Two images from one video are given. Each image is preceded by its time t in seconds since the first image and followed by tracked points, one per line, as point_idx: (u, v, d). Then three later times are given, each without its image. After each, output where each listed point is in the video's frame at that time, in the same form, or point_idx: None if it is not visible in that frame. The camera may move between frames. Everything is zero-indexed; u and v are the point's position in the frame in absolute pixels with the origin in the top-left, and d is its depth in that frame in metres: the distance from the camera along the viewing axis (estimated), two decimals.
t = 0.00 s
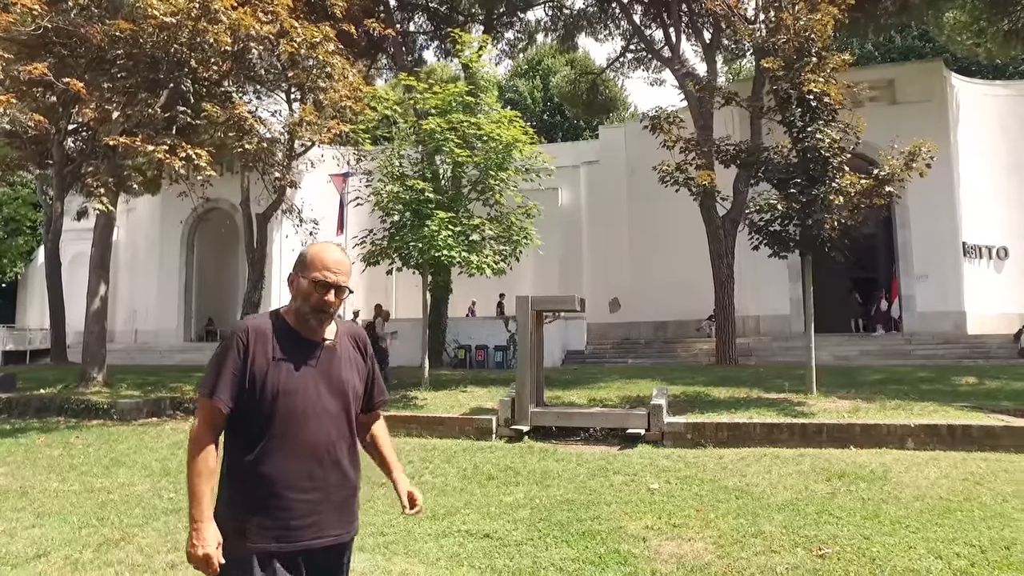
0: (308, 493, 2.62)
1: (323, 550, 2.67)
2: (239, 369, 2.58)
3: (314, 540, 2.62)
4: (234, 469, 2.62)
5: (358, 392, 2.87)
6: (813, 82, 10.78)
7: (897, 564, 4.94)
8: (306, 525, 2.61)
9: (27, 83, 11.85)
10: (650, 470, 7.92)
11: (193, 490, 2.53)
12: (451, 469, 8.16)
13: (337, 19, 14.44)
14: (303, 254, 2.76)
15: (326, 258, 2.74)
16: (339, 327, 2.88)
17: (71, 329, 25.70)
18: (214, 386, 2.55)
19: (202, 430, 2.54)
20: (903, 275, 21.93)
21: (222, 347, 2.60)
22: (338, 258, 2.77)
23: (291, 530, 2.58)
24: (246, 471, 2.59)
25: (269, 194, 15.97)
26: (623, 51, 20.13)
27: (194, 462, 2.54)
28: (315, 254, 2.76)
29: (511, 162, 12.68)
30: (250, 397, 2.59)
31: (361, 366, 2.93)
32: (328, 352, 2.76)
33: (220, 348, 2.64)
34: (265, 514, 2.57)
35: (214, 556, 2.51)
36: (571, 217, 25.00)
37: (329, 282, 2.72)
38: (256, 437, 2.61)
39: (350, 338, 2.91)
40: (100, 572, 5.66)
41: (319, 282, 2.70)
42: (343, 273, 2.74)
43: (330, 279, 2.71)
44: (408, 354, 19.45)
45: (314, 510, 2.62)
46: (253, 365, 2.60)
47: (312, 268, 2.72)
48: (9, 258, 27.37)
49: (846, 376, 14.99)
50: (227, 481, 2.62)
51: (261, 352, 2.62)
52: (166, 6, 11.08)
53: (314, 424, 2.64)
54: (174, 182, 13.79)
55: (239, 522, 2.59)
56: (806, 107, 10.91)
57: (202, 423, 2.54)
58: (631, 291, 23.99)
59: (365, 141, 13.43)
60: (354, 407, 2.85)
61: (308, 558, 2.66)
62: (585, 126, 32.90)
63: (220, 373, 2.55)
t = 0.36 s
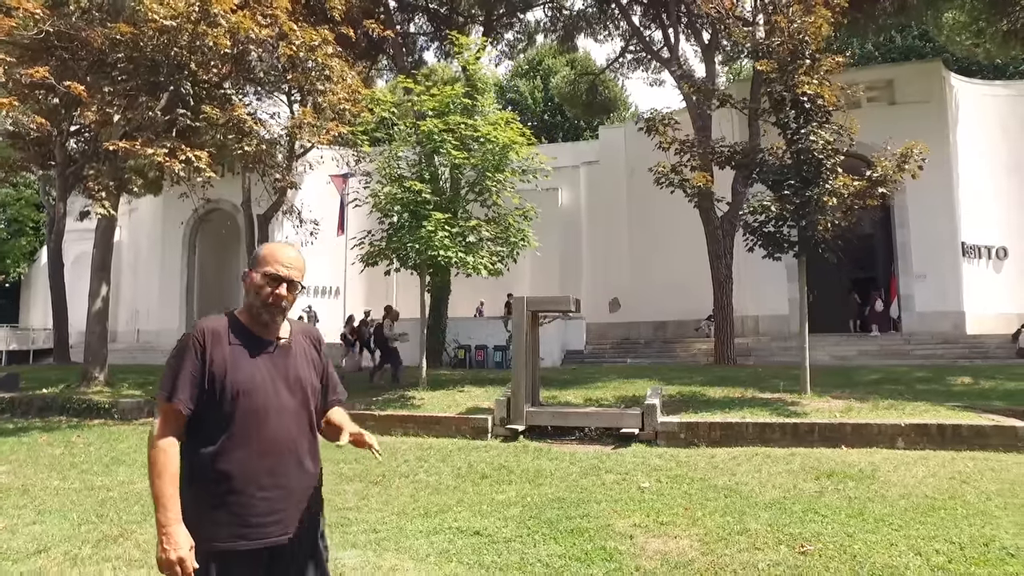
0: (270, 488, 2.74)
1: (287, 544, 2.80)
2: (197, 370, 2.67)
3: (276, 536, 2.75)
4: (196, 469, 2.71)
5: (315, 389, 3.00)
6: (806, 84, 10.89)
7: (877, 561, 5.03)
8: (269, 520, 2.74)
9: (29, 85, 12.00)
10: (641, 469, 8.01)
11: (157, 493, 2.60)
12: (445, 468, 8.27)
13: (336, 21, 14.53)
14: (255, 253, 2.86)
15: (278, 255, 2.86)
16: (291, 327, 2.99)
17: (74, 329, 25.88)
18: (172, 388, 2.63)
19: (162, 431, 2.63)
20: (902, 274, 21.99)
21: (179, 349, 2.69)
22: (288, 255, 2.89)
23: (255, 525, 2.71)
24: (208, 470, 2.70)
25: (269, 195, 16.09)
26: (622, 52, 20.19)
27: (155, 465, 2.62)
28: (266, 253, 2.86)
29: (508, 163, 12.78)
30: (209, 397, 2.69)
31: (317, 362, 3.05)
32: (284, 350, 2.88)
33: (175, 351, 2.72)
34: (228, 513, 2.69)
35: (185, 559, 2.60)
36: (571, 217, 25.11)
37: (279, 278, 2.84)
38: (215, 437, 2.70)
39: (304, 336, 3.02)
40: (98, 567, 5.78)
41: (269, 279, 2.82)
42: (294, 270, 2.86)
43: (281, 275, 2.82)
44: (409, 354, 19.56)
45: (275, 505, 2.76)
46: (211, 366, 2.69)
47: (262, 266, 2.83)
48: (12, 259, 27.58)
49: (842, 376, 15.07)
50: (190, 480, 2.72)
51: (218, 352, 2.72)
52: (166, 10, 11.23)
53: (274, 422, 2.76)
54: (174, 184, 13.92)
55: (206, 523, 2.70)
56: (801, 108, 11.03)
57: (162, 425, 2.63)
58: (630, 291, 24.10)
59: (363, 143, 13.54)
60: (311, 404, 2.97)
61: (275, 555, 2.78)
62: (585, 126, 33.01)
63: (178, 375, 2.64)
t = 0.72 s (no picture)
0: (253, 479, 2.86)
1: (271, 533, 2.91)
2: (177, 370, 2.75)
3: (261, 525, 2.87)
4: (181, 465, 2.80)
5: (291, 381, 3.12)
6: (804, 84, 10.98)
7: (865, 556, 5.10)
8: (254, 510, 2.86)
9: (36, 88, 12.16)
10: (638, 467, 8.09)
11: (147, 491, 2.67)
12: (444, 466, 8.36)
13: (338, 23, 14.61)
14: (222, 252, 2.98)
15: (243, 252, 2.98)
16: (263, 323, 3.12)
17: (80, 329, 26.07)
18: (153, 388, 2.71)
19: (148, 431, 2.70)
20: (904, 274, 22.00)
21: (157, 349, 2.77)
22: (254, 253, 3.01)
23: (241, 515, 2.82)
24: (192, 465, 2.79)
25: (273, 195, 16.21)
26: (624, 52, 20.23)
27: (143, 464, 2.68)
28: (232, 252, 2.98)
29: (508, 163, 12.89)
30: (190, 394, 2.79)
31: (292, 356, 3.17)
32: (259, 344, 2.99)
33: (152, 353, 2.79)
34: (216, 504, 2.79)
35: (182, 551, 2.69)
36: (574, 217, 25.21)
37: (245, 273, 2.96)
38: (198, 432, 2.80)
39: (277, 330, 3.14)
40: (102, 561, 5.90)
41: (236, 276, 2.94)
42: (259, 265, 2.99)
43: (249, 270, 2.95)
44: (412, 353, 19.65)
45: (259, 495, 2.88)
46: (190, 364, 2.79)
47: (229, 264, 2.95)
48: (20, 259, 27.80)
49: (843, 374, 15.12)
50: (176, 476, 2.80)
51: (196, 351, 2.82)
52: (170, 14, 11.36)
53: (253, 415, 2.88)
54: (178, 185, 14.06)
55: (195, 515, 2.79)
56: (799, 109, 11.09)
57: (148, 424, 2.71)
58: (633, 290, 24.16)
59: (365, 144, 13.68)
60: (289, 395, 3.09)
61: (260, 545, 2.89)
62: (588, 126, 33.10)
63: (160, 375, 2.72)
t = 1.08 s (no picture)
0: (254, 472, 2.91)
1: (269, 527, 2.97)
2: (177, 370, 2.83)
3: (258, 519, 2.92)
4: (184, 460, 2.87)
5: (296, 377, 3.15)
6: (810, 83, 11.01)
7: (868, 554, 5.11)
8: (253, 503, 2.91)
9: (48, 91, 12.30)
10: (643, 465, 8.11)
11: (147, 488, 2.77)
12: (450, 464, 8.42)
13: (346, 23, 14.66)
14: (220, 253, 3.03)
15: (239, 253, 3.01)
16: (268, 320, 3.16)
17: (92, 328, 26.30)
18: (155, 388, 2.80)
19: (151, 430, 2.78)
20: (914, 272, 21.88)
21: (160, 350, 2.85)
22: (253, 252, 3.04)
23: (240, 509, 2.88)
24: (195, 460, 2.86)
25: (282, 195, 16.30)
26: (631, 50, 20.21)
27: (144, 462, 2.77)
28: (229, 252, 3.02)
29: (514, 163, 12.95)
30: (191, 393, 2.86)
31: (298, 352, 3.20)
32: (261, 342, 3.03)
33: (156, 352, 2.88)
34: (216, 497, 2.86)
35: (172, 548, 2.75)
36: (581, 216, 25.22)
37: (241, 274, 2.99)
38: (200, 428, 2.87)
39: (282, 327, 3.18)
40: (113, 556, 5.99)
41: (230, 277, 2.98)
42: (253, 265, 3.02)
43: (240, 271, 2.98)
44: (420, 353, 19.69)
45: (260, 488, 2.93)
46: (191, 364, 2.86)
47: (227, 264, 2.99)
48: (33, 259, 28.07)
49: (851, 373, 15.08)
50: (178, 472, 2.89)
51: (197, 351, 2.88)
52: (178, 16, 11.46)
53: (253, 411, 2.92)
54: (187, 185, 14.17)
55: (194, 509, 2.85)
56: (805, 107, 11.16)
57: (150, 423, 2.79)
58: (641, 289, 24.16)
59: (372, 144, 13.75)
60: (293, 391, 3.12)
61: (257, 540, 2.96)
62: (595, 125, 33.08)
63: (160, 376, 2.80)
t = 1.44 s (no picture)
0: (261, 477, 2.90)
1: (276, 533, 2.95)
2: (193, 368, 2.85)
3: (263, 525, 2.90)
4: (192, 458, 2.89)
5: (309, 383, 3.14)
6: (824, 80, 10.92)
7: (884, 558, 5.04)
8: (260, 508, 2.89)
9: (63, 95, 12.40)
10: (655, 466, 8.06)
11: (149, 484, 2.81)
12: (461, 464, 8.40)
13: (357, 24, 14.66)
14: (251, 257, 3.03)
15: (270, 257, 3.02)
16: (289, 324, 3.15)
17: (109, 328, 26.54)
18: (169, 384, 2.83)
19: (162, 425, 2.82)
20: (932, 271, 21.65)
21: (179, 347, 2.87)
22: (285, 260, 3.04)
23: (245, 513, 2.87)
24: (204, 460, 2.87)
25: (295, 196, 16.36)
26: (644, 49, 20.11)
27: (151, 457, 2.82)
28: (262, 257, 3.03)
29: (526, 162, 12.92)
30: (204, 392, 2.87)
31: (313, 359, 3.20)
32: (279, 346, 3.03)
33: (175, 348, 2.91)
34: (222, 499, 2.85)
35: (163, 542, 2.81)
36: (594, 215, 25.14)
37: (273, 280, 3.00)
38: (210, 429, 2.88)
39: (302, 333, 3.17)
40: (125, 554, 6.02)
41: (262, 281, 2.97)
42: (286, 272, 3.02)
43: (275, 278, 2.98)
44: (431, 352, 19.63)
45: (268, 493, 2.91)
46: (207, 364, 2.87)
47: (259, 269, 2.99)
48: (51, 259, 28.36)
49: (868, 374, 14.93)
50: (185, 469, 2.91)
51: (214, 352, 2.89)
52: (190, 19, 11.51)
53: (265, 416, 2.92)
54: (200, 186, 14.26)
55: (198, 510, 2.85)
56: (819, 105, 11.09)
57: (161, 418, 2.82)
58: (654, 288, 24.03)
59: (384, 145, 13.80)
60: (305, 397, 3.11)
61: (263, 544, 2.94)
62: (607, 124, 32.97)
63: (176, 372, 2.83)
